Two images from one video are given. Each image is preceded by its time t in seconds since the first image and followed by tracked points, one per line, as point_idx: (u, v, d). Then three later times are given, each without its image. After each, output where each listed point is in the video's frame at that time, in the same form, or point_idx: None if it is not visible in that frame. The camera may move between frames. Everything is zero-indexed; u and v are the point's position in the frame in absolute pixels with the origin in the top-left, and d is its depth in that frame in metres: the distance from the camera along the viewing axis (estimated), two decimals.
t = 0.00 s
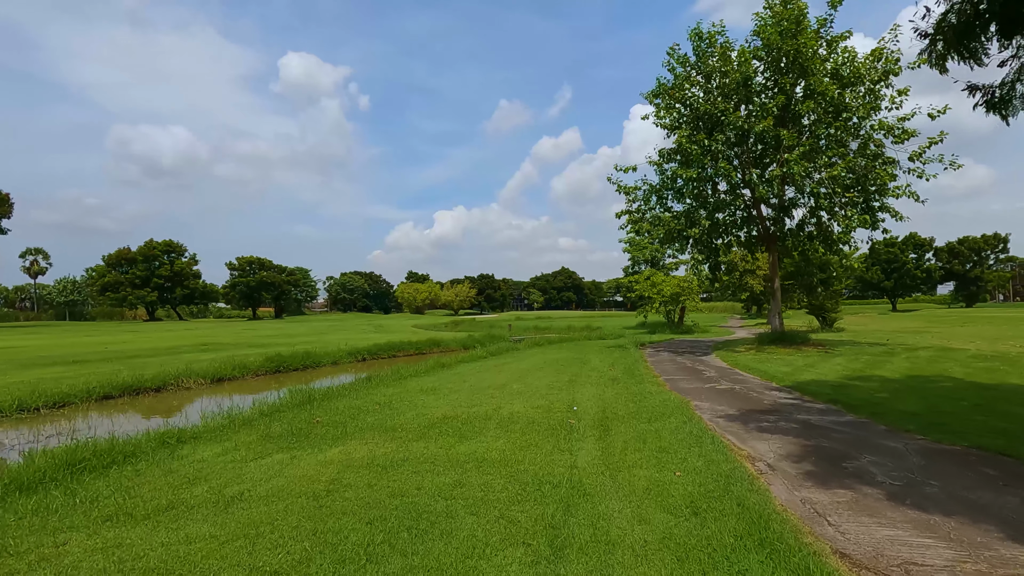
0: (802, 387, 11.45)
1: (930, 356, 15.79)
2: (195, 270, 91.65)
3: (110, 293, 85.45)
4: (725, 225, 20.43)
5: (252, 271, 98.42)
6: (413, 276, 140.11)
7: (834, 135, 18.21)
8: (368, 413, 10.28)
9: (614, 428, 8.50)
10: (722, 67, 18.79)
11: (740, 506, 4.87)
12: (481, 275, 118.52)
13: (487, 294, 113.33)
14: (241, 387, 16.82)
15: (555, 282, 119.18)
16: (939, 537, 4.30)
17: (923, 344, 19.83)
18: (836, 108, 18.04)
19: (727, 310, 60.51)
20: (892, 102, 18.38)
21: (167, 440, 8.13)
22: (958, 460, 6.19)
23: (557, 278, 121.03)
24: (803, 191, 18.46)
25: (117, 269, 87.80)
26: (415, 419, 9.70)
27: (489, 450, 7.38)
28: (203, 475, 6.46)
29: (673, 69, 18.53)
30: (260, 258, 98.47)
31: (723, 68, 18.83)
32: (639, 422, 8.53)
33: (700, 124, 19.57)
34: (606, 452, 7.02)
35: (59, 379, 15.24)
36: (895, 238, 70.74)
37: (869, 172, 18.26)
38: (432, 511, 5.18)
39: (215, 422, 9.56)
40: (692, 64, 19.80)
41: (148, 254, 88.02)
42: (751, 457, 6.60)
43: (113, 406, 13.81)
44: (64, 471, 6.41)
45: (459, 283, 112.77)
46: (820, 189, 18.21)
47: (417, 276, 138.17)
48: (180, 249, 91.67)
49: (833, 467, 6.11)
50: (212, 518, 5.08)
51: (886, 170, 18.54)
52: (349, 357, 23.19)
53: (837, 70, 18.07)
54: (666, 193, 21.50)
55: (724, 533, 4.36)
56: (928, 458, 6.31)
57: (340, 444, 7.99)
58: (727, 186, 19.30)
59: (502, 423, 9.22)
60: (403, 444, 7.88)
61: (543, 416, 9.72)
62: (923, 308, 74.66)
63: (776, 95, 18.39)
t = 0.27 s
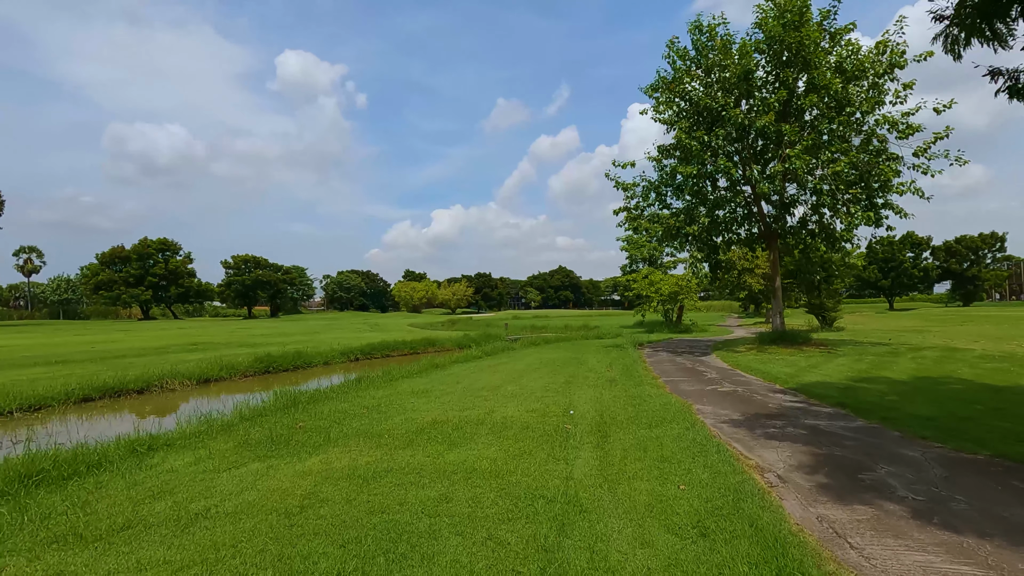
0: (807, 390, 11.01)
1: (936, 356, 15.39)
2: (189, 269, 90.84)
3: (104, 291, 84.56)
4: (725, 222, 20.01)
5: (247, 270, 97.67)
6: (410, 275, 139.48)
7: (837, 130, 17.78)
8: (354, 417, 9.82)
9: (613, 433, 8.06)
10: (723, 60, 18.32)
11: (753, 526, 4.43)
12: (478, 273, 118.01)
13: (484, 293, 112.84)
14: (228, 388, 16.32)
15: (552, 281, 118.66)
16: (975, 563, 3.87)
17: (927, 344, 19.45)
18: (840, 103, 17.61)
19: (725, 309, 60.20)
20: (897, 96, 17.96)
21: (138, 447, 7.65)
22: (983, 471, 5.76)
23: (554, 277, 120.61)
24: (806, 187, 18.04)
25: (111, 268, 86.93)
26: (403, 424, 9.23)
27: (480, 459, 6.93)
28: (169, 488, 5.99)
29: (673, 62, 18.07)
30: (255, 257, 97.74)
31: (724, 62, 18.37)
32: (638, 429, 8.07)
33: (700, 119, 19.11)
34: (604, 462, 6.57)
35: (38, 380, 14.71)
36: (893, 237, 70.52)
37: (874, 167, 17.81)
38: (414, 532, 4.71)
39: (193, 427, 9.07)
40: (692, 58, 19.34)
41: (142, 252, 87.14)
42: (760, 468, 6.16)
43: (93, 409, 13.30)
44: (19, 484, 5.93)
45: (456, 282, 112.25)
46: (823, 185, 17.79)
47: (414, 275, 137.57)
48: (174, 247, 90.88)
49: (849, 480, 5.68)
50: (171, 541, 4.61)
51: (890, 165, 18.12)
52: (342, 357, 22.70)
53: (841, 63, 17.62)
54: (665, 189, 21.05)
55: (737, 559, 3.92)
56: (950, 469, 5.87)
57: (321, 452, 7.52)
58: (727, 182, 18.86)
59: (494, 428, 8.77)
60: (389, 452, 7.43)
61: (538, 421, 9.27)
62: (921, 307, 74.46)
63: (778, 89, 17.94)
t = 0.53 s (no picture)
0: (813, 388, 10.58)
1: (943, 353, 14.99)
2: (184, 267, 89.98)
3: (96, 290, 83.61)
4: (725, 217, 19.58)
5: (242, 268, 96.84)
6: (406, 273, 138.83)
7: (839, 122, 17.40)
8: (340, 417, 9.35)
9: (612, 434, 7.63)
10: (724, 51, 17.88)
11: (768, 539, 3.99)
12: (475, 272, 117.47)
13: (481, 291, 112.32)
14: (214, 387, 15.78)
15: (549, 280, 118.19)
16: None
17: (931, 341, 19.08)
18: (843, 94, 17.19)
19: (722, 307, 59.86)
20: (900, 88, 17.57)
21: (105, 450, 7.15)
22: (1010, 475, 5.34)
23: (551, 275, 120.14)
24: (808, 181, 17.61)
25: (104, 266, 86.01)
26: (391, 424, 8.76)
27: (470, 462, 6.48)
28: (130, 496, 5.50)
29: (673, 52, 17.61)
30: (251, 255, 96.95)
31: (725, 52, 17.91)
32: (639, 429, 7.62)
33: (700, 111, 18.67)
34: (603, 466, 6.14)
35: (15, 379, 14.19)
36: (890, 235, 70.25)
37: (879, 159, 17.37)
38: (393, 546, 4.25)
39: (167, 428, 8.58)
40: (692, 48, 18.87)
41: (136, 250, 86.22)
42: (770, 472, 5.73)
43: (71, 409, 12.80)
44: None
45: (453, 280, 111.74)
46: (826, 179, 17.40)
47: (411, 273, 136.95)
48: (168, 245, 90.02)
49: (868, 485, 5.25)
50: (122, 557, 4.14)
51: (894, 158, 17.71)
52: (334, 355, 22.21)
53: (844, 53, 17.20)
54: (664, 184, 20.59)
55: None
56: (974, 473, 5.45)
57: (301, 455, 7.05)
58: (728, 176, 18.44)
59: (486, 429, 8.29)
60: (373, 455, 6.96)
61: (531, 421, 8.83)
62: (917, 305, 74.34)
63: (780, 80, 17.51)
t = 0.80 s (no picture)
0: (821, 388, 10.13)
1: (951, 352, 14.57)
2: (178, 264, 89.06)
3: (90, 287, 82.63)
4: (726, 212, 19.12)
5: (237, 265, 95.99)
6: (403, 271, 138.13)
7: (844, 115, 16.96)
8: (324, 419, 8.86)
9: (611, 438, 7.16)
10: (726, 41, 17.41)
11: (791, 563, 3.52)
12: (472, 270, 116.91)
13: (478, 289, 111.80)
14: (199, 386, 15.27)
15: (546, 278, 117.69)
16: None
17: (935, 339, 18.68)
18: (848, 85, 16.75)
19: (720, 305, 59.49)
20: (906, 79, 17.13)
21: (66, 456, 6.64)
22: None
23: (548, 273, 119.67)
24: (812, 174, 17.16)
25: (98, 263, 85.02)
26: (377, 427, 8.29)
27: (459, 470, 6.00)
28: (83, 509, 4.99)
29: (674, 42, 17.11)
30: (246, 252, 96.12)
31: (727, 42, 17.42)
32: (640, 433, 7.16)
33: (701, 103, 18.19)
34: (603, 474, 5.67)
35: None
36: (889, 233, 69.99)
37: (885, 153, 16.92)
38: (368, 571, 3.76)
39: (139, 430, 8.08)
40: (694, 38, 18.38)
41: (130, 248, 85.24)
42: (784, 481, 5.27)
43: (46, 409, 12.26)
44: None
45: (450, 278, 111.15)
46: (830, 172, 16.96)
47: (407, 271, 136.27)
48: (162, 242, 89.09)
49: (893, 497, 4.78)
50: None
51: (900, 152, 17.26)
52: (326, 353, 21.68)
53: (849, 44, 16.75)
54: (664, 178, 20.12)
55: None
56: (1007, 482, 5.00)
57: (278, 462, 6.55)
58: (729, 170, 17.99)
59: (478, 432, 7.83)
60: (355, 461, 6.48)
61: (526, 423, 8.36)
62: (914, 304, 74.13)
63: (783, 71, 17.04)
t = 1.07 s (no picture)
0: (826, 386, 9.70)
1: (957, 348, 14.18)
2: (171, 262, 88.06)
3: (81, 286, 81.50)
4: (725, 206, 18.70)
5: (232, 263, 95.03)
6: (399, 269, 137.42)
7: (846, 106, 16.56)
8: (306, 420, 8.40)
9: (609, 440, 6.72)
10: (725, 30, 16.99)
11: None
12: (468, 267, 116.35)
13: (474, 287, 111.29)
14: (182, 385, 14.77)
15: (543, 276, 117.24)
16: None
17: (939, 336, 18.28)
18: (851, 75, 16.34)
19: (716, 303, 59.18)
20: (910, 70, 16.73)
21: (22, 459, 6.15)
22: None
23: (545, 271, 119.20)
24: (814, 166, 16.73)
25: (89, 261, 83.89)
26: (362, 428, 7.83)
27: (443, 476, 5.54)
28: (24, 521, 4.51)
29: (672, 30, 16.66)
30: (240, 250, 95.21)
31: (727, 30, 16.97)
32: (639, 434, 6.72)
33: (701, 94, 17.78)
34: (600, 480, 5.22)
35: None
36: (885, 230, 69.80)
37: (888, 144, 16.52)
38: None
39: (107, 432, 7.60)
40: (693, 27, 17.94)
41: (122, 245, 84.16)
42: (797, 488, 4.84)
43: (19, 409, 11.75)
44: None
45: (446, 276, 110.62)
46: (833, 165, 16.54)
47: (403, 269, 135.60)
48: (155, 240, 88.07)
49: (919, 506, 4.34)
50: None
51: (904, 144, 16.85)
52: (316, 351, 21.16)
53: (851, 33, 16.34)
54: (662, 171, 19.69)
55: None
56: None
57: (251, 467, 6.08)
58: (729, 162, 17.56)
59: (467, 433, 7.38)
60: (332, 466, 6.01)
61: (519, 423, 7.92)
62: (911, 302, 73.98)
63: (785, 60, 16.61)
